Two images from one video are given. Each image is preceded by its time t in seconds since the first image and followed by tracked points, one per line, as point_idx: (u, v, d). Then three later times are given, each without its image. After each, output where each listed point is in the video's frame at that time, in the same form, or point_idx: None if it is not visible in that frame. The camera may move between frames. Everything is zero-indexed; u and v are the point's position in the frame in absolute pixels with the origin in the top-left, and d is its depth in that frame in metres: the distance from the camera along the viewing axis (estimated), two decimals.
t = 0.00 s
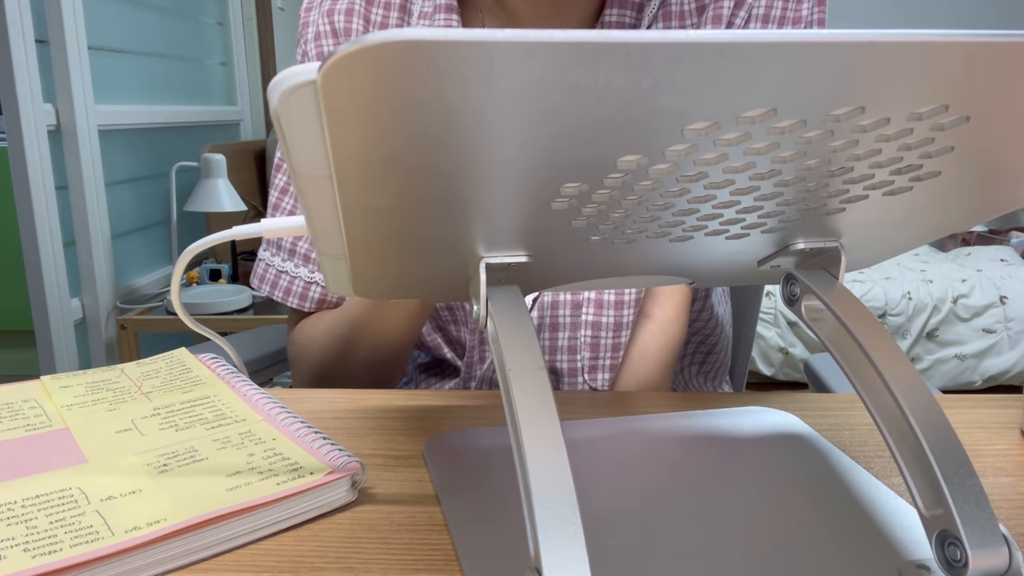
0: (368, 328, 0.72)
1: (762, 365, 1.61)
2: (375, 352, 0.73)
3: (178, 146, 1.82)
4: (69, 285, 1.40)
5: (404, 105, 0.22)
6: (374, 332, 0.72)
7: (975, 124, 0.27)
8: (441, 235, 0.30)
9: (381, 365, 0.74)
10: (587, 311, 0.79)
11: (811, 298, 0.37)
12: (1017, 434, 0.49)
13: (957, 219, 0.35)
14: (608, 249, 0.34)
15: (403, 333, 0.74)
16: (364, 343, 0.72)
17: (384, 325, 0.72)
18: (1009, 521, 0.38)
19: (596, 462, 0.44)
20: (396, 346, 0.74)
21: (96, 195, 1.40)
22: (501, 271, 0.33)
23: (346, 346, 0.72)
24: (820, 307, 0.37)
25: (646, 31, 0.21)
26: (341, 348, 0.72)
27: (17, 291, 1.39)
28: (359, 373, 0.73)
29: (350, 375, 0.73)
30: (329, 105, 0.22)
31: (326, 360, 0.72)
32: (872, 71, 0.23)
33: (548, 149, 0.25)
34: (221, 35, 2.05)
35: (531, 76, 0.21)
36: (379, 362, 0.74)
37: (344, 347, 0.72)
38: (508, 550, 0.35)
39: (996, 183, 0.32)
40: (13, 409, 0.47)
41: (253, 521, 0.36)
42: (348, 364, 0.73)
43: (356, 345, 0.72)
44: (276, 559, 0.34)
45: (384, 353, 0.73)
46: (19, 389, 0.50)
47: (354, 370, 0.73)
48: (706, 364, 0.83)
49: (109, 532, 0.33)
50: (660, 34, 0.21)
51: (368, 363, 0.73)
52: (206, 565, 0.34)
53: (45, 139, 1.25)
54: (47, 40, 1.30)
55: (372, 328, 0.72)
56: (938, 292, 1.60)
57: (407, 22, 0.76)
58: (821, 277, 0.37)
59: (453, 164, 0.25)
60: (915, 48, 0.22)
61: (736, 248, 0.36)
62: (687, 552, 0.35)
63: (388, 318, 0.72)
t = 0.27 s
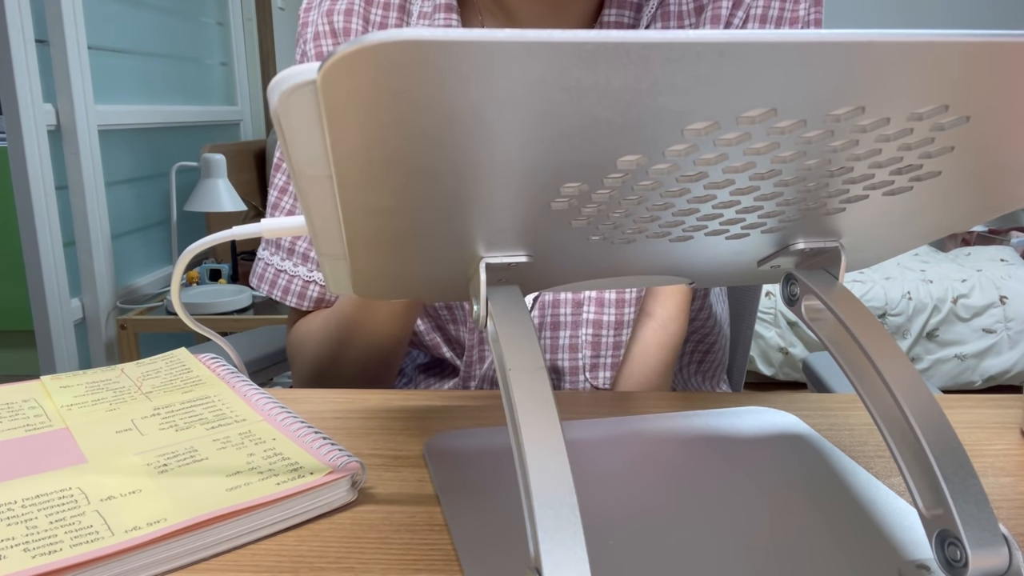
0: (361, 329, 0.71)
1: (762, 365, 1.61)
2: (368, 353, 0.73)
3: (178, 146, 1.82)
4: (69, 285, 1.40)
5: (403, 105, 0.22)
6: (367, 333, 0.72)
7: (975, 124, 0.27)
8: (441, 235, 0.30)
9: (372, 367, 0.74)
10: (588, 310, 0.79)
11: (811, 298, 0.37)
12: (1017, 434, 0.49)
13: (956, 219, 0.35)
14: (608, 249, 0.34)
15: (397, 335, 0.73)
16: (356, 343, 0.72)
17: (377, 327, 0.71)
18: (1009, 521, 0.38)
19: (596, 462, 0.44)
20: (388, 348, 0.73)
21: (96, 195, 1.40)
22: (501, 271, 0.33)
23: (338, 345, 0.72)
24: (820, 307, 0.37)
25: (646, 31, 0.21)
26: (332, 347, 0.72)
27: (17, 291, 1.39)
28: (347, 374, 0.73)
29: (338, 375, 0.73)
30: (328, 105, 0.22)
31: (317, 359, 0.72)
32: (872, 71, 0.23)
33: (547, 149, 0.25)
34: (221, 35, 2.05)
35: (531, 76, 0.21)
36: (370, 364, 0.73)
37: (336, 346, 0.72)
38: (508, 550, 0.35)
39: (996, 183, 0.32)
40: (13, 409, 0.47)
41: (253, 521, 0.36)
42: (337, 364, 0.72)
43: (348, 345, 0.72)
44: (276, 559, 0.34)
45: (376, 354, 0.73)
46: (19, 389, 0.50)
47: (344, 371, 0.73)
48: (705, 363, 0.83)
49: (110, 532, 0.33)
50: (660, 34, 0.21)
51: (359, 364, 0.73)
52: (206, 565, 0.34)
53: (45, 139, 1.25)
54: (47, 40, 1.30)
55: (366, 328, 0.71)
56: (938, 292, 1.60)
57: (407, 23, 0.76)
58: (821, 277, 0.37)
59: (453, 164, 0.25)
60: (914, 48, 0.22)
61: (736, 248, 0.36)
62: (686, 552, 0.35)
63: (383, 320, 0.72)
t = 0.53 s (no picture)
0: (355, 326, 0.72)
1: (762, 365, 1.61)
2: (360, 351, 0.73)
3: (178, 146, 1.82)
4: (69, 286, 1.40)
5: (403, 104, 0.22)
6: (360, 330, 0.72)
7: (975, 124, 0.27)
8: (441, 236, 0.30)
9: (361, 366, 0.74)
10: (588, 310, 0.79)
11: (811, 298, 0.37)
12: (1017, 434, 0.49)
13: (956, 219, 0.35)
14: (608, 249, 0.34)
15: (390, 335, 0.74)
16: (349, 340, 0.72)
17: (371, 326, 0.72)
18: (1009, 521, 0.38)
19: (596, 462, 0.44)
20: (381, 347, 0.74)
21: (96, 195, 1.40)
22: (501, 271, 0.33)
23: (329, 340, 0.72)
24: (820, 307, 0.37)
25: (646, 31, 0.21)
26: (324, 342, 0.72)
27: (17, 291, 1.39)
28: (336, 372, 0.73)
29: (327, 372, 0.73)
30: (328, 105, 0.22)
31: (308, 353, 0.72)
32: (872, 71, 0.23)
33: (548, 149, 0.25)
34: (221, 35, 2.05)
35: (531, 75, 0.21)
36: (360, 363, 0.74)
37: (326, 341, 0.72)
38: (508, 550, 0.35)
39: (995, 183, 0.32)
40: (13, 409, 0.47)
41: (253, 521, 0.36)
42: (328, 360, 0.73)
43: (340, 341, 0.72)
44: (276, 559, 0.34)
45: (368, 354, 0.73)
46: (19, 389, 0.50)
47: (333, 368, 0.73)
48: (704, 363, 0.83)
49: (109, 532, 0.33)
50: (659, 34, 0.21)
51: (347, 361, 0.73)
52: (206, 565, 0.34)
53: (45, 139, 1.25)
54: (47, 40, 1.30)
55: (359, 326, 0.72)
56: (937, 292, 1.60)
57: (405, 22, 0.76)
58: (822, 277, 0.37)
59: (453, 164, 0.25)
60: (914, 48, 0.22)
61: (736, 248, 0.36)
62: (686, 552, 0.35)
63: (378, 318, 0.72)
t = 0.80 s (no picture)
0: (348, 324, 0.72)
1: (762, 365, 1.61)
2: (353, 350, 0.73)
3: (178, 146, 1.82)
4: (69, 285, 1.40)
5: (403, 104, 0.22)
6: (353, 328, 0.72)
7: (975, 125, 0.27)
8: (441, 235, 0.30)
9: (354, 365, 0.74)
10: (592, 311, 0.79)
11: (811, 298, 0.37)
12: (1017, 434, 0.49)
13: (956, 219, 0.35)
14: (608, 249, 0.34)
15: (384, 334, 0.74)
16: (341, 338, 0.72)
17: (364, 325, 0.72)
18: (1009, 521, 0.38)
19: (596, 462, 0.44)
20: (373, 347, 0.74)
21: (96, 195, 1.40)
22: (501, 271, 0.33)
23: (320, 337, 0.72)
24: (820, 307, 0.37)
25: (646, 31, 0.21)
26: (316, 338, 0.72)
27: (17, 291, 1.39)
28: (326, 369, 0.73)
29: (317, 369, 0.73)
30: (328, 105, 0.22)
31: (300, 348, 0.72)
32: (872, 71, 0.23)
33: (548, 149, 0.25)
34: (221, 35, 2.05)
35: (531, 75, 0.21)
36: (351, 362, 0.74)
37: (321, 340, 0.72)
38: (508, 550, 0.35)
39: (996, 183, 0.32)
40: (13, 409, 0.47)
41: (253, 521, 0.36)
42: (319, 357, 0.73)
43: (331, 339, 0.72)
44: (276, 559, 0.34)
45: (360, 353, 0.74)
46: (18, 388, 0.50)
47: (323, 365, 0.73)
48: (702, 363, 0.83)
49: (109, 532, 0.33)
50: (659, 34, 0.21)
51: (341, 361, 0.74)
52: (206, 565, 0.34)
53: (45, 139, 1.25)
54: (47, 39, 1.30)
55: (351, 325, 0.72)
56: (937, 292, 1.60)
57: (405, 18, 0.75)
58: (822, 278, 0.37)
59: (452, 164, 0.25)
60: (915, 48, 0.22)
61: (736, 248, 0.36)
62: (686, 552, 0.35)
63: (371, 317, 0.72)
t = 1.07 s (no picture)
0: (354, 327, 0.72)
1: (762, 365, 1.61)
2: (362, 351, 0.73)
3: (178, 146, 1.82)
4: (69, 286, 1.40)
5: (403, 104, 0.22)
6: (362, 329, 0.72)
7: (975, 125, 0.27)
8: (441, 236, 0.30)
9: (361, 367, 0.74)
10: (605, 314, 0.79)
11: (811, 298, 0.37)
12: (1017, 434, 0.49)
13: (956, 219, 0.35)
14: (608, 249, 0.33)
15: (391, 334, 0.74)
16: (349, 340, 0.72)
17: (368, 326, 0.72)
18: (1010, 521, 0.38)
19: (596, 462, 0.44)
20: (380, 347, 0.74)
21: (96, 195, 1.40)
22: (501, 271, 0.33)
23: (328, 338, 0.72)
24: (820, 307, 0.37)
25: (646, 32, 0.21)
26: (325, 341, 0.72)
27: (17, 291, 1.39)
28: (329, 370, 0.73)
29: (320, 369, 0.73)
30: (328, 106, 0.22)
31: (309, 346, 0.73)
32: (872, 71, 0.23)
33: (548, 149, 0.25)
34: (221, 35, 2.05)
35: (531, 76, 0.21)
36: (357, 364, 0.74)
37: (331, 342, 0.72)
38: (508, 550, 0.35)
39: (995, 183, 0.32)
40: (13, 409, 0.47)
41: (252, 522, 0.36)
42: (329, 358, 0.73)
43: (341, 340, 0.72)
44: (276, 559, 0.34)
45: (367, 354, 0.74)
46: (19, 389, 0.50)
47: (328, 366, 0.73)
48: (703, 362, 0.83)
49: (109, 532, 0.33)
50: (659, 34, 0.21)
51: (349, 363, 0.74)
52: (206, 565, 0.34)
53: (45, 139, 1.25)
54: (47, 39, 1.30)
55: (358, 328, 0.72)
56: (937, 292, 1.60)
57: (408, 18, 0.75)
58: (822, 278, 0.37)
59: (452, 164, 0.25)
60: (915, 48, 0.22)
61: (736, 248, 0.36)
62: (686, 552, 0.35)
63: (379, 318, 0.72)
